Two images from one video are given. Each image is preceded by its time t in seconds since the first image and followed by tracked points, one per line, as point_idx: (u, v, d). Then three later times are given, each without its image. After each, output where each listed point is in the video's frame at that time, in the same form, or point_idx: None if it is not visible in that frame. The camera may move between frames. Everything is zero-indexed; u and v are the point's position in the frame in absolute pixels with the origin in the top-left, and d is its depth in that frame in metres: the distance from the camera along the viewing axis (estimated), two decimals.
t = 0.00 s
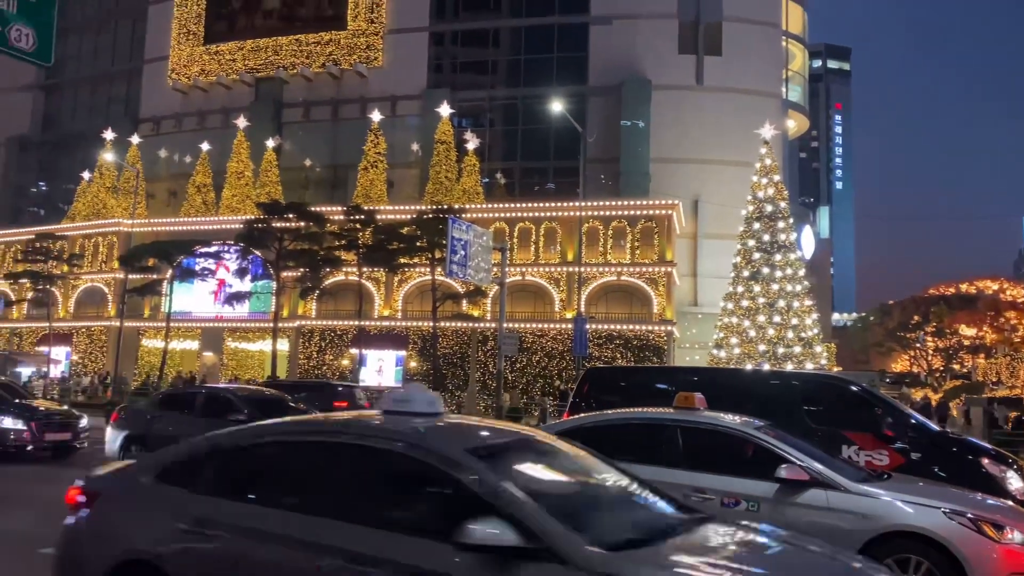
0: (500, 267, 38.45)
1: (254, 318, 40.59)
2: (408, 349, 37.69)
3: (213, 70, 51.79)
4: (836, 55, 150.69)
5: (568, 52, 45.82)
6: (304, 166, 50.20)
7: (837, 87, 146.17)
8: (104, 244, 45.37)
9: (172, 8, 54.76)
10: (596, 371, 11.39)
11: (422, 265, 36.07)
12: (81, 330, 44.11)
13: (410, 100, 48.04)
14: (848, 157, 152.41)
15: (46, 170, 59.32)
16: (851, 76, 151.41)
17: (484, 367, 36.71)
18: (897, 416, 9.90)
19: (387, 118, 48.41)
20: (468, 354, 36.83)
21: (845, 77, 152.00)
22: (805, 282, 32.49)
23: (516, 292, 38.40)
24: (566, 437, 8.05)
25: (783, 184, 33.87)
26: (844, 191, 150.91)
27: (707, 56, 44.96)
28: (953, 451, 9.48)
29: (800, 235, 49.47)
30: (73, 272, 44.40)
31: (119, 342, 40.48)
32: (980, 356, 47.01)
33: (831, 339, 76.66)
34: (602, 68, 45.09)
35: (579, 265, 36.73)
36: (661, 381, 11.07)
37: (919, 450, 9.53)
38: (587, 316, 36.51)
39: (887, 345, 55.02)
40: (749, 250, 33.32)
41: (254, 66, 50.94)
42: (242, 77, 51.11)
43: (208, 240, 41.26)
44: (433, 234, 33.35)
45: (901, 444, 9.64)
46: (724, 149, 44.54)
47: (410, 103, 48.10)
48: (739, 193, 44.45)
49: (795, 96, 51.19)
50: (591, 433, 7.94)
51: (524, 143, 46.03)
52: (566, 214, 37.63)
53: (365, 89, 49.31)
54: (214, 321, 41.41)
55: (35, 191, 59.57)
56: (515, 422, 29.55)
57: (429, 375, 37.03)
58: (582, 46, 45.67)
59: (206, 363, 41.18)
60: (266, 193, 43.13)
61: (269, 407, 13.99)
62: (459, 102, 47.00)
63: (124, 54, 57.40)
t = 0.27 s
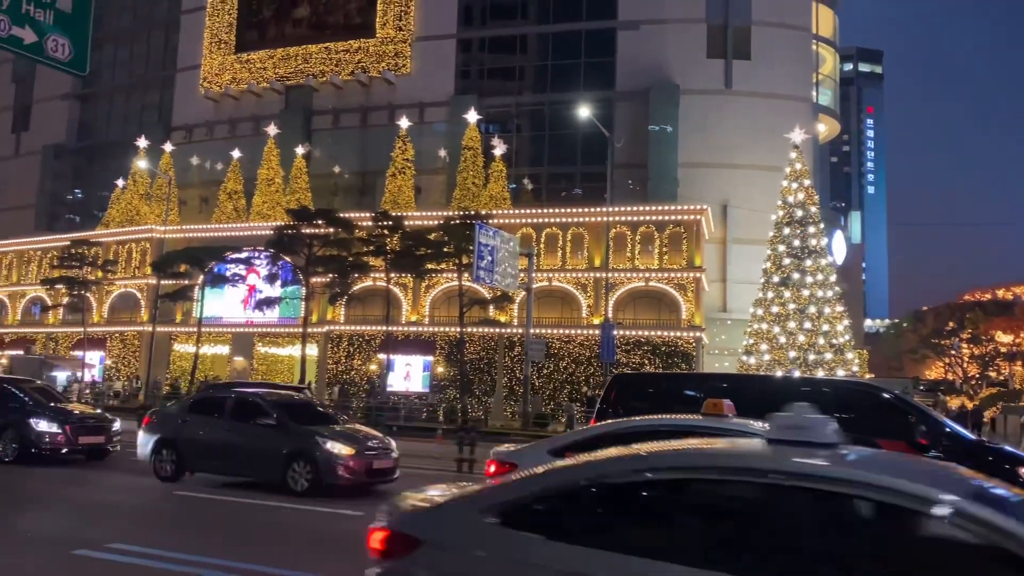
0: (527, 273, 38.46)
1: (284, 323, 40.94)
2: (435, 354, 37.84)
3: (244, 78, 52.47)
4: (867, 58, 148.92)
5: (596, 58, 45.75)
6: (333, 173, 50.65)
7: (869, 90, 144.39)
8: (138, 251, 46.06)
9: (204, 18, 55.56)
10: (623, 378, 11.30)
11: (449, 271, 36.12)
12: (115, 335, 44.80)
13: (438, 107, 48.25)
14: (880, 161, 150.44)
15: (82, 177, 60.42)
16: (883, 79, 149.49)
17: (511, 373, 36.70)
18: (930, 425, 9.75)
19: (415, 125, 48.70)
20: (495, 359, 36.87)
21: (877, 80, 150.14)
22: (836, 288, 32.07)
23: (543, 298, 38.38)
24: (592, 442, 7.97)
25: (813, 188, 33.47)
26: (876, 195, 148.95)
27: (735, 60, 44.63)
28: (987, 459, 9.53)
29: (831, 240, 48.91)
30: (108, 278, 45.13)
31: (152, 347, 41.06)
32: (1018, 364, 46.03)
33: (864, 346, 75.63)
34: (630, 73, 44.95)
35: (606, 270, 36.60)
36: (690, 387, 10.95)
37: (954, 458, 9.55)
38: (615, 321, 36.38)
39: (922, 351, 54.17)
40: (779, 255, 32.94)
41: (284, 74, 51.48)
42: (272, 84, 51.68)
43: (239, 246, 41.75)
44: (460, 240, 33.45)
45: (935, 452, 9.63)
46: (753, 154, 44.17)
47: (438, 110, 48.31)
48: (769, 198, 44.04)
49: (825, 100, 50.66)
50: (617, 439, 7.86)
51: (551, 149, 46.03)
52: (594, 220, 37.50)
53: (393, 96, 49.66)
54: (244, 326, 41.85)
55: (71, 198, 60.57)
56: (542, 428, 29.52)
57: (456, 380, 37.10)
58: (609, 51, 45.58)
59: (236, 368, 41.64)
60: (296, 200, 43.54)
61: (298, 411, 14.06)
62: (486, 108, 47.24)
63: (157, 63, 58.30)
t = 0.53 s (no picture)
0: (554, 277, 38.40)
1: (313, 327, 41.27)
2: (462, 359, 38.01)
3: (274, 85, 53.05)
4: (900, 60, 146.95)
5: (624, 61, 45.58)
6: (362, 178, 51.01)
7: (902, 92, 142.37)
8: (170, 256, 46.64)
9: (236, 25, 56.27)
10: (651, 383, 11.22)
11: (476, 275, 36.17)
12: (148, 338, 45.48)
13: (465, 112, 48.41)
14: (913, 165, 148.27)
15: (117, 182, 61.45)
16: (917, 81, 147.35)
17: (539, 377, 36.61)
18: (965, 432, 9.79)
19: (443, 130, 48.89)
20: (522, 364, 36.83)
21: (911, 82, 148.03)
22: (869, 293, 31.62)
23: (570, 303, 38.36)
24: (619, 448, 7.91)
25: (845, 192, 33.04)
26: (909, 199, 146.72)
27: (765, 63, 44.26)
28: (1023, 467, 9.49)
29: (864, 244, 48.23)
30: (141, 282, 45.84)
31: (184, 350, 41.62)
32: None
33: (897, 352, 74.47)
34: (658, 77, 44.70)
35: (634, 275, 36.48)
36: (719, 393, 10.88)
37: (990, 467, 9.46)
38: (643, 326, 36.22)
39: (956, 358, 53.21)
40: (810, 259, 32.55)
41: (314, 80, 51.95)
42: (302, 91, 52.20)
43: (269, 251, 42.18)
44: (487, 245, 33.61)
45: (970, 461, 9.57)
46: (783, 158, 43.75)
47: (465, 115, 48.47)
48: (799, 202, 43.59)
49: (857, 102, 50.00)
50: (646, 445, 7.81)
51: (578, 153, 45.93)
52: (622, 224, 37.37)
53: (422, 101, 49.93)
54: (274, 330, 42.26)
55: (105, 204, 61.39)
56: (570, 433, 29.48)
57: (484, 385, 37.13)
58: (638, 54, 45.40)
59: (266, 371, 42.04)
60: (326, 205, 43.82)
61: (326, 414, 14.14)
62: (514, 113, 47.30)
63: (190, 71, 59.17)
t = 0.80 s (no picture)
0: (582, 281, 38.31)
1: (342, 330, 41.53)
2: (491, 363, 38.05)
3: (304, 90, 53.58)
4: (935, 61, 144.63)
5: (652, 64, 45.37)
6: (391, 182, 51.31)
7: (936, 93, 140.12)
8: (202, 259, 47.24)
9: (267, 31, 56.89)
10: (680, 388, 11.12)
11: (504, 278, 36.18)
12: (180, 341, 46.11)
13: (493, 116, 48.49)
14: (948, 167, 145.79)
15: (150, 187, 62.37)
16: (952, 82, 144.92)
17: (566, 381, 36.54)
18: (1003, 439, 9.55)
19: (471, 134, 49.03)
20: (549, 368, 36.76)
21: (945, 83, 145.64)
22: (902, 297, 31.12)
23: (598, 307, 38.24)
24: (646, 452, 7.85)
25: (878, 194, 32.55)
26: (944, 202, 144.28)
27: (796, 64, 43.82)
28: None
29: (897, 247, 47.51)
30: (174, 285, 46.47)
31: (215, 352, 42.13)
32: None
33: (932, 357, 73.22)
34: (687, 79, 44.43)
35: (663, 279, 36.26)
36: (748, 398, 10.72)
37: None
38: (672, 330, 35.98)
39: (994, 363, 52.11)
40: (842, 263, 32.12)
41: (343, 86, 52.35)
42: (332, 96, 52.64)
43: (299, 255, 42.56)
44: (514, 249, 33.18)
45: (1008, 468, 9.36)
46: (814, 160, 43.26)
47: (493, 119, 48.54)
48: (831, 205, 43.04)
49: (890, 103, 49.27)
50: (674, 449, 7.74)
51: (606, 156, 45.73)
52: (650, 228, 37.16)
53: (449, 106, 50.14)
54: (304, 333, 42.68)
55: (139, 208, 62.34)
56: (598, 437, 29.33)
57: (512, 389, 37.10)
58: (667, 57, 45.17)
59: (295, 374, 42.41)
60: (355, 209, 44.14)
61: (354, 416, 14.21)
62: (542, 116, 47.28)
63: (221, 77, 59.92)
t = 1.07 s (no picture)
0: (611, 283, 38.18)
1: (372, 332, 41.78)
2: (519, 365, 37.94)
3: (335, 94, 54.04)
4: (971, 60, 142.06)
5: (682, 66, 45.12)
6: (420, 185, 51.56)
7: (973, 92, 137.60)
8: (234, 262, 47.85)
9: (298, 36, 57.50)
10: (710, 391, 11.04)
11: (532, 281, 36.17)
12: (213, 342, 46.74)
13: (522, 118, 48.52)
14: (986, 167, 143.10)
15: (183, 191, 63.29)
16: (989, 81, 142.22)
17: (595, 384, 36.44)
18: None
19: (499, 136, 49.11)
20: (578, 370, 36.68)
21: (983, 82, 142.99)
22: (938, 300, 30.58)
23: (627, 309, 38.09)
24: (676, 456, 7.78)
25: (912, 196, 32.03)
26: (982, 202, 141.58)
27: (828, 65, 43.32)
28: None
29: (933, 249, 46.71)
30: (207, 288, 47.12)
31: (247, 353, 42.63)
32: None
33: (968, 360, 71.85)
34: (718, 80, 44.12)
35: (693, 281, 36.01)
36: (780, 401, 10.61)
37: None
38: (702, 333, 35.73)
39: None
40: (875, 265, 31.66)
41: (373, 90, 52.73)
42: (361, 100, 53.03)
43: (329, 257, 42.91)
44: (542, 251, 33.21)
45: None
46: (847, 161, 42.71)
47: (522, 121, 48.58)
48: (864, 206, 42.44)
49: (926, 103, 48.43)
50: (704, 453, 7.67)
51: (635, 158, 45.52)
52: (680, 230, 36.92)
53: (478, 109, 50.30)
54: (334, 335, 43.04)
55: (173, 212, 63.28)
56: (626, 441, 29.19)
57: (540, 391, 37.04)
58: (696, 58, 44.89)
59: (325, 376, 42.76)
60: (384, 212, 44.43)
61: (384, 418, 14.28)
62: (571, 118, 47.20)
63: (253, 82, 60.65)
